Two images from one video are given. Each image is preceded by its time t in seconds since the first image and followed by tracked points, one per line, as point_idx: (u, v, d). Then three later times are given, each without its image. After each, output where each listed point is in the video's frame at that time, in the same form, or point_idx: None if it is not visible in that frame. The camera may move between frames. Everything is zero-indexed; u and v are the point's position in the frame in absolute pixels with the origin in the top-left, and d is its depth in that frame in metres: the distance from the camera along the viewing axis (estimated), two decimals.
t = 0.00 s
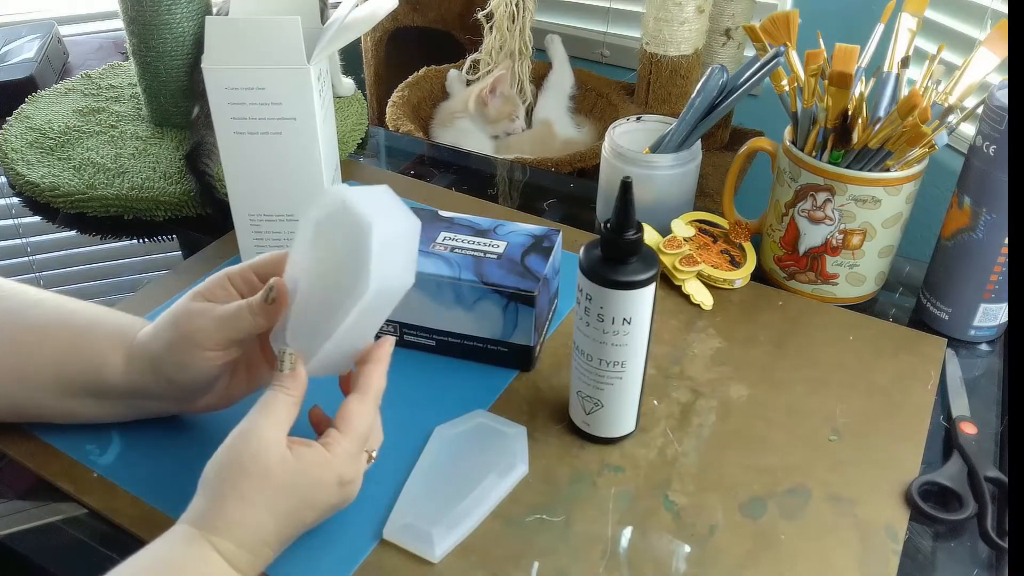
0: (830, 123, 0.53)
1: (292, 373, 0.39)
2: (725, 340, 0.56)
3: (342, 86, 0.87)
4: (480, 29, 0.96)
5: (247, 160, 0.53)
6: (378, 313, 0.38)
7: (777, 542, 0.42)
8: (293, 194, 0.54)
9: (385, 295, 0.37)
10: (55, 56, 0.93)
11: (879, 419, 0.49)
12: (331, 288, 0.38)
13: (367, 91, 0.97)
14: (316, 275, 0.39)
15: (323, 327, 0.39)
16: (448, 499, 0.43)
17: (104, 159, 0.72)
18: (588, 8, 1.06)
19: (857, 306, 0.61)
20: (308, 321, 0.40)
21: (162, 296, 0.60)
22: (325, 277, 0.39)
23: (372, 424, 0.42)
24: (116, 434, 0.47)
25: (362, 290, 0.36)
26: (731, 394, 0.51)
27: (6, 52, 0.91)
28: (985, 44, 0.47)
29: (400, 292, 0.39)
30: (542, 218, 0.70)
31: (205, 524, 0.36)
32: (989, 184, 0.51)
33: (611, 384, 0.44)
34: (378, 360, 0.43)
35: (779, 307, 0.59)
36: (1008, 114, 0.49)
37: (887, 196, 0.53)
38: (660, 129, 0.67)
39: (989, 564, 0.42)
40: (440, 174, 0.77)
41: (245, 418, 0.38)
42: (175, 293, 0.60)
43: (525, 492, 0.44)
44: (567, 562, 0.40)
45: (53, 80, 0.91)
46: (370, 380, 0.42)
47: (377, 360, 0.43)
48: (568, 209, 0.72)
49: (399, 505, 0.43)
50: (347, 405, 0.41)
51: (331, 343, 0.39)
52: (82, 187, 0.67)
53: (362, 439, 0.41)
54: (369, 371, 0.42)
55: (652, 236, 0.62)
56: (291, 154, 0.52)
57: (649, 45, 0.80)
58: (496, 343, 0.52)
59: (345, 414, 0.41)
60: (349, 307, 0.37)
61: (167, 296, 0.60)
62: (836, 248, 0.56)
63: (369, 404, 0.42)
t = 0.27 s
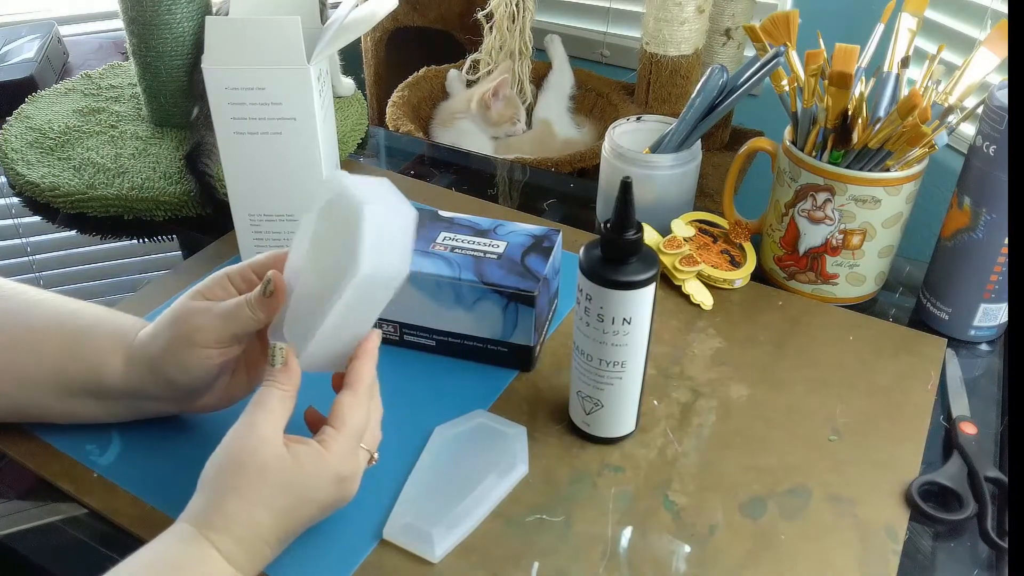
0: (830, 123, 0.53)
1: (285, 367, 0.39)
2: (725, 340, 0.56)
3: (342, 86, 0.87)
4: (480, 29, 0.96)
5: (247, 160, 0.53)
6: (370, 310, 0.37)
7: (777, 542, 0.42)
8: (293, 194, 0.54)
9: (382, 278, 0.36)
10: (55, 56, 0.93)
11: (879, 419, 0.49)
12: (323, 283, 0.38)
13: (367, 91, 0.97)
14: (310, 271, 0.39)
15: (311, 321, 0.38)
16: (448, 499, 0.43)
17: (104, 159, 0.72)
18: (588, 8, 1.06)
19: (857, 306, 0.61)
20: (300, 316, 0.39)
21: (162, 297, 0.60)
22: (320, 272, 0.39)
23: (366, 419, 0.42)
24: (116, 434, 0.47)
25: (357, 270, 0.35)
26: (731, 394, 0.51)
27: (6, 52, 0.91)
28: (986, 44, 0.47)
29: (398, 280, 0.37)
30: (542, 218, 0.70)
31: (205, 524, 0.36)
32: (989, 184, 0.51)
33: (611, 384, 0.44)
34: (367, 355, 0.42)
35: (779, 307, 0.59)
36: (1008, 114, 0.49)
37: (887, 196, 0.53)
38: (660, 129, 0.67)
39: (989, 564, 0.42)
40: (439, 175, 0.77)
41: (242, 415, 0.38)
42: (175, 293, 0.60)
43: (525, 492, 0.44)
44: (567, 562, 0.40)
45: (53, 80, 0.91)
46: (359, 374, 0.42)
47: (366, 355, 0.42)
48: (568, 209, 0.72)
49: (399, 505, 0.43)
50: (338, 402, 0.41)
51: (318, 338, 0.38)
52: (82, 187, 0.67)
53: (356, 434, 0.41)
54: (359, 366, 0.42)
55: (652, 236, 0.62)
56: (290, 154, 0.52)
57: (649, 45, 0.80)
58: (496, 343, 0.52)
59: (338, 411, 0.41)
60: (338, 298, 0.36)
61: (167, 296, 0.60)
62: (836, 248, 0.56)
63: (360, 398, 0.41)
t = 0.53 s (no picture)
0: (830, 123, 0.53)
1: (320, 367, 0.38)
2: (725, 340, 0.56)
3: (342, 86, 0.87)
4: (480, 29, 0.96)
5: (246, 160, 0.53)
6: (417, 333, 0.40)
7: (777, 542, 0.42)
8: (293, 194, 0.54)
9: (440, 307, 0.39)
10: (55, 56, 0.93)
11: (879, 419, 0.49)
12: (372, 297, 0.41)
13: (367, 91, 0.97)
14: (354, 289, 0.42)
15: (356, 331, 0.40)
16: (449, 499, 0.43)
17: (104, 159, 0.72)
18: (588, 8, 1.06)
19: (857, 306, 0.61)
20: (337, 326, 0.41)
21: (162, 297, 0.60)
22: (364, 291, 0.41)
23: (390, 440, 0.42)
24: (116, 434, 0.47)
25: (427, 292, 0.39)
26: (731, 394, 0.51)
27: (6, 52, 0.91)
28: (985, 44, 0.47)
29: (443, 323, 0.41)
30: (542, 218, 0.70)
31: (207, 523, 0.36)
32: (990, 184, 0.51)
33: (611, 384, 0.44)
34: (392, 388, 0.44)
35: (779, 307, 0.59)
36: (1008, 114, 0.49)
37: (887, 196, 0.53)
38: (660, 129, 0.67)
39: (989, 564, 0.42)
40: (439, 175, 0.77)
41: (259, 412, 0.38)
42: (175, 293, 0.60)
43: (525, 492, 0.44)
44: (567, 562, 0.40)
45: (53, 80, 0.91)
46: (392, 402, 0.43)
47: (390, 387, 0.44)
48: (568, 209, 0.72)
49: (400, 505, 0.43)
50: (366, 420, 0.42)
51: (365, 343, 0.39)
52: (82, 187, 0.67)
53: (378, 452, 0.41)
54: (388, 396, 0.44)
55: (652, 236, 0.62)
56: (290, 154, 0.52)
57: (649, 45, 0.80)
58: (496, 343, 0.52)
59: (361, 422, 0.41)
60: (398, 307, 0.39)
61: (167, 296, 0.60)
62: (836, 248, 0.56)
63: (390, 421, 0.42)
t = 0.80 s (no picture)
0: (830, 123, 0.53)
1: (312, 366, 0.38)
2: (725, 339, 0.56)
3: (342, 86, 0.87)
4: (480, 30, 0.96)
5: (246, 160, 0.53)
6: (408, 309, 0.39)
7: (777, 542, 0.42)
8: (293, 194, 0.54)
9: (427, 283, 0.39)
10: (55, 56, 0.93)
11: (879, 419, 0.49)
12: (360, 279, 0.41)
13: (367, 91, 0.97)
14: (340, 279, 0.42)
15: (340, 317, 0.40)
16: (449, 499, 0.43)
17: (103, 159, 0.72)
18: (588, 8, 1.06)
19: (857, 306, 0.61)
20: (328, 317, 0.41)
21: (161, 296, 0.60)
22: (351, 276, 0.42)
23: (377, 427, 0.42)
24: (116, 434, 0.47)
25: (412, 268, 0.38)
26: (731, 394, 0.51)
27: (6, 52, 0.91)
28: (985, 44, 0.47)
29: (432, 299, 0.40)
30: (542, 218, 0.70)
31: (207, 523, 0.36)
32: (990, 184, 0.51)
33: (611, 384, 0.44)
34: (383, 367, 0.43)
35: (779, 307, 0.59)
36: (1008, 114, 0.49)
37: (887, 196, 0.53)
38: (660, 129, 0.67)
39: (989, 564, 0.42)
40: (439, 174, 0.77)
41: (254, 415, 0.38)
42: (175, 293, 0.60)
43: (525, 492, 0.44)
44: (567, 562, 0.40)
45: (53, 80, 0.91)
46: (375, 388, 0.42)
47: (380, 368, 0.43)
48: (568, 209, 0.72)
49: (399, 505, 0.43)
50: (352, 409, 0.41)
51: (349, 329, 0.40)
52: (82, 187, 0.67)
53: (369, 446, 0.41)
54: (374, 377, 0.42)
55: (652, 236, 0.62)
56: (290, 154, 0.52)
57: (649, 45, 0.80)
58: (496, 343, 0.52)
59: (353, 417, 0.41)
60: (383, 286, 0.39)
61: (167, 296, 0.60)
62: (836, 248, 0.56)
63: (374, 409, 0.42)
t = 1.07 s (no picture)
0: (830, 123, 0.53)
1: (324, 370, 0.39)
2: (725, 339, 0.56)
3: (342, 86, 0.87)
4: (480, 30, 0.96)
5: (246, 160, 0.53)
6: (413, 324, 0.40)
7: (777, 542, 0.42)
8: (293, 195, 0.54)
9: (432, 296, 0.40)
10: (56, 57, 0.93)
11: (879, 419, 0.49)
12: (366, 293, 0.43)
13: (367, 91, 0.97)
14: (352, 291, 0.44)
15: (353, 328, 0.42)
16: (450, 498, 0.43)
17: (103, 159, 0.72)
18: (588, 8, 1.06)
19: (857, 306, 0.61)
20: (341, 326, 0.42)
21: (161, 296, 0.60)
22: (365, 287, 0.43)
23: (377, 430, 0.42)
24: (116, 434, 0.47)
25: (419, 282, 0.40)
26: (731, 394, 0.51)
27: (7, 52, 0.91)
28: (985, 44, 0.47)
29: (439, 313, 0.42)
30: (541, 218, 0.70)
31: (207, 523, 0.36)
32: (990, 184, 0.51)
33: (611, 385, 0.44)
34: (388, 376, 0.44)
35: (779, 307, 0.59)
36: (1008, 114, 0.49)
37: (887, 196, 0.53)
38: (660, 129, 0.67)
39: (989, 564, 0.42)
40: (439, 174, 0.77)
41: (259, 414, 0.38)
42: (175, 293, 0.60)
43: (525, 492, 0.44)
44: (567, 562, 0.40)
45: (53, 80, 0.91)
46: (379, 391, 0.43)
47: (386, 376, 0.44)
48: (568, 209, 0.72)
49: (399, 505, 0.43)
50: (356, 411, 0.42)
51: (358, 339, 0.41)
52: (82, 187, 0.68)
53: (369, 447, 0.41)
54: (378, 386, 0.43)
55: (652, 236, 0.62)
56: (290, 154, 0.52)
57: (649, 45, 0.80)
58: (496, 344, 0.52)
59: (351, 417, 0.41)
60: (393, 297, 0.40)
61: (167, 296, 0.60)
62: (836, 248, 0.56)
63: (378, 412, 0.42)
